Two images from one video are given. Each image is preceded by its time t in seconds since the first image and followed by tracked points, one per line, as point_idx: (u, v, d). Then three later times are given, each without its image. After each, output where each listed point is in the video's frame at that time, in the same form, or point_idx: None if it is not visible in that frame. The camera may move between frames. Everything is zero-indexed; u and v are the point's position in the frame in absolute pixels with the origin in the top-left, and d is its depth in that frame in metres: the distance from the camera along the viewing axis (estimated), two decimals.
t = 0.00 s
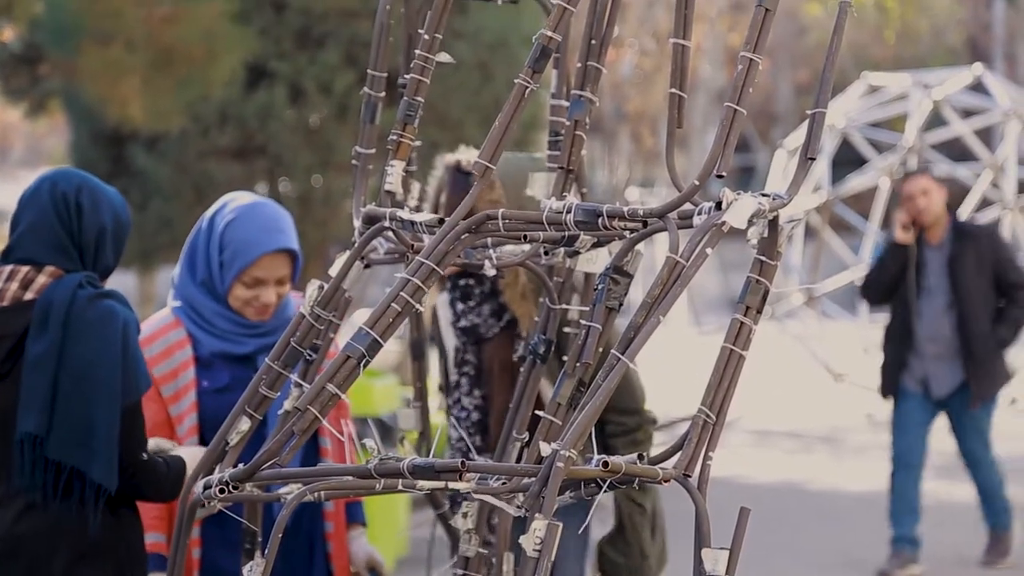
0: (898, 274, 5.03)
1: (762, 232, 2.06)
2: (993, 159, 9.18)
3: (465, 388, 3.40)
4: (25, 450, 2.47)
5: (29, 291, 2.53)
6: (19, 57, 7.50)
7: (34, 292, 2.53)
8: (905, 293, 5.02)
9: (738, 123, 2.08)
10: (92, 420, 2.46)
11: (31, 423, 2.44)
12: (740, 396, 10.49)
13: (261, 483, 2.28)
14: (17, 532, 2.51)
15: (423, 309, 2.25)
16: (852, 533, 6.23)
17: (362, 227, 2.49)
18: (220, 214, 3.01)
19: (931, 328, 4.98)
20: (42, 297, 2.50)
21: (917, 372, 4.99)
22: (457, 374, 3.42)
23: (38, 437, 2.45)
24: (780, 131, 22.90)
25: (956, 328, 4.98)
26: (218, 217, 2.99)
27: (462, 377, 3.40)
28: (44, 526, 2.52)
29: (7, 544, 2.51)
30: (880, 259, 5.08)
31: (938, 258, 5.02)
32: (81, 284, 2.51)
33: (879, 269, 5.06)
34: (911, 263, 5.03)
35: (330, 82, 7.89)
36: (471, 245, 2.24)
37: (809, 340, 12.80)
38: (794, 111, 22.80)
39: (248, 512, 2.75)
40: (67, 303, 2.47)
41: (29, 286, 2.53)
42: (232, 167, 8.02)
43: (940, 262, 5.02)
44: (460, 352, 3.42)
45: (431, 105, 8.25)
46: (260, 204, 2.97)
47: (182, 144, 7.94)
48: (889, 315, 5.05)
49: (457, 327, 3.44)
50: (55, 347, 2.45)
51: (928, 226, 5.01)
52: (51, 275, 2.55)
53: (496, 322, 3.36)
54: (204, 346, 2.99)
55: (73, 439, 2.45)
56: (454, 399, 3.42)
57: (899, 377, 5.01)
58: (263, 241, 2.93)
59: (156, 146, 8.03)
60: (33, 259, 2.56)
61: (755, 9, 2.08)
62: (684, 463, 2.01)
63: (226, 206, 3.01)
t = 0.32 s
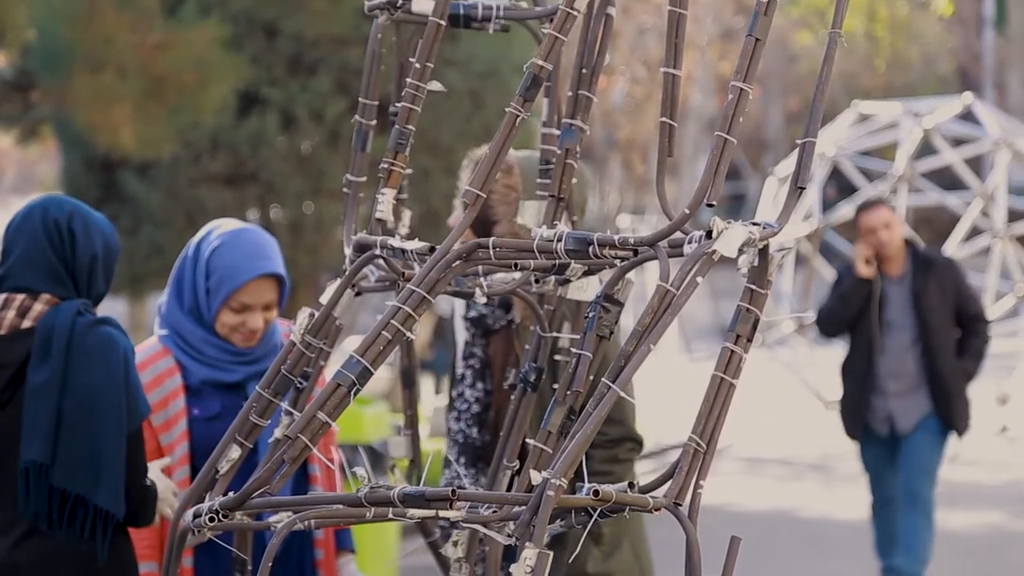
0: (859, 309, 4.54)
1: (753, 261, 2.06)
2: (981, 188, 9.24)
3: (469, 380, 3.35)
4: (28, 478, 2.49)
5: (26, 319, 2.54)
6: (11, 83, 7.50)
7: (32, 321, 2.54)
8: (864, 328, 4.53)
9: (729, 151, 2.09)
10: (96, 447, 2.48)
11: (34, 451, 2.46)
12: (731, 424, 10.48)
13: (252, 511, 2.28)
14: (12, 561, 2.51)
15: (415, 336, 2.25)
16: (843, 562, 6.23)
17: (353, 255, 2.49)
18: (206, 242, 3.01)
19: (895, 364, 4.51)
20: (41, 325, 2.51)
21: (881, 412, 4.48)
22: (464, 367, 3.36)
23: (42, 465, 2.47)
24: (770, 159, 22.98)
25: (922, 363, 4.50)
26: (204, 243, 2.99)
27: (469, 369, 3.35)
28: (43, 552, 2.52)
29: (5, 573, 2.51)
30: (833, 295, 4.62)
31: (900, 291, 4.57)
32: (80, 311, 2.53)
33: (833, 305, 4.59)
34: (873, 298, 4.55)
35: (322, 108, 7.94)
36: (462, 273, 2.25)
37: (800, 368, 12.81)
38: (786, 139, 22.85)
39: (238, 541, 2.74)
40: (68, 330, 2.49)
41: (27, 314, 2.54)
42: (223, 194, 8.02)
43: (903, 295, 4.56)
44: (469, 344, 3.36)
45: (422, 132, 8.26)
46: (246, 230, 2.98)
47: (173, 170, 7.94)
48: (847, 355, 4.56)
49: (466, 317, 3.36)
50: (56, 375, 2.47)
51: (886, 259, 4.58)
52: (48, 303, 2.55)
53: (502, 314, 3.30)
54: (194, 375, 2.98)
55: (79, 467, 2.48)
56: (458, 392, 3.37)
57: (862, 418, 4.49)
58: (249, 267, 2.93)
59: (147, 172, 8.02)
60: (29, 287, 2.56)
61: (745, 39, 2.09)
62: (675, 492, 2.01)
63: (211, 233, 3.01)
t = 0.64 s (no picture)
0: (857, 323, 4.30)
1: (750, 284, 2.06)
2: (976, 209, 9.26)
3: (471, 393, 3.39)
4: (27, 505, 2.48)
5: (23, 344, 2.54)
6: (8, 106, 7.50)
7: (29, 345, 2.54)
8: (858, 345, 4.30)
9: (726, 175, 2.09)
10: (95, 473, 2.48)
11: (33, 478, 2.45)
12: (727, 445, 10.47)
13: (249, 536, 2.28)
14: None
15: (411, 361, 2.26)
16: None
17: (351, 278, 2.50)
18: (195, 267, 2.99)
19: (885, 385, 4.29)
20: (39, 350, 2.51)
21: (872, 434, 4.26)
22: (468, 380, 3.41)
23: (41, 491, 2.46)
24: (765, 181, 23.01)
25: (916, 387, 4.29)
26: (198, 265, 2.98)
27: (471, 382, 3.39)
28: None
29: None
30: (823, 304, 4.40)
31: (894, 307, 4.36)
32: (77, 336, 2.53)
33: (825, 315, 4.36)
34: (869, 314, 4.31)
35: (318, 130, 7.96)
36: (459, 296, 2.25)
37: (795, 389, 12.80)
38: (781, 160, 22.84)
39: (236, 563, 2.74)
40: (65, 356, 2.49)
41: (25, 338, 2.54)
42: (219, 216, 8.02)
43: (898, 313, 4.35)
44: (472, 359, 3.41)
45: (418, 155, 8.27)
46: (237, 249, 2.98)
47: (170, 193, 7.94)
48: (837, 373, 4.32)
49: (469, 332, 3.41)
50: (53, 400, 2.47)
51: (883, 273, 4.37)
52: (44, 327, 2.55)
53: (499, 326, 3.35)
54: (188, 400, 2.97)
55: (78, 493, 2.47)
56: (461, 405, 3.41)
57: (851, 440, 4.26)
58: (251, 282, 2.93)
59: (143, 195, 8.02)
60: (25, 314, 2.56)
61: (741, 62, 2.10)
62: (672, 515, 2.01)
63: (199, 258, 3.00)
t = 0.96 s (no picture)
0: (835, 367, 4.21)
1: (741, 316, 2.07)
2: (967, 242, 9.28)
3: (467, 417, 3.45)
4: (6, 537, 2.49)
5: (8, 375, 2.53)
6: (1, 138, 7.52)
7: (14, 376, 2.53)
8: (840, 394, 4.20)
9: (717, 208, 2.10)
10: (71, 506, 2.46)
11: (10, 510, 2.47)
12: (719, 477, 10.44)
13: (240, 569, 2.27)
14: None
15: (404, 393, 2.27)
16: None
17: (343, 310, 2.51)
18: (176, 305, 3.06)
19: (871, 430, 4.18)
20: (21, 383, 2.51)
21: (858, 478, 4.17)
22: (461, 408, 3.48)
23: (19, 523, 2.48)
24: (756, 213, 23.04)
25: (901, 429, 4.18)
26: (180, 298, 3.05)
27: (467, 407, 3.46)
28: None
29: None
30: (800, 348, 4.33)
31: (878, 348, 4.25)
32: (61, 367, 2.53)
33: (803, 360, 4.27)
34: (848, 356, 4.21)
35: (311, 161, 8.01)
36: (451, 329, 2.26)
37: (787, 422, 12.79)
38: (774, 193, 22.85)
39: None
40: (45, 389, 2.49)
41: (9, 370, 2.54)
42: (211, 247, 8.02)
43: (881, 354, 4.24)
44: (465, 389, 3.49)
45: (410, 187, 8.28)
46: (210, 275, 3.08)
47: (162, 224, 7.94)
48: (816, 420, 4.23)
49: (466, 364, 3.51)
50: (33, 432, 2.47)
51: (862, 313, 4.28)
52: (30, 358, 2.55)
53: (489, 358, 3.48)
54: (182, 432, 2.97)
55: (54, 526, 2.46)
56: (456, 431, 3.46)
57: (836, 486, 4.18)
58: (244, 290, 3.02)
59: (135, 226, 8.02)
60: (12, 346, 2.57)
61: (733, 96, 2.12)
62: (663, 548, 2.03)
63: (176, 296, 3.07)
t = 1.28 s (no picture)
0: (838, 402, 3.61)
1: (736, 345, 2.07)
2: (961, 270, 9.26)
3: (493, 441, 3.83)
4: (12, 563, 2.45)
5: (11, 403, 2.50)
6: None
7: (16, 405, 2.50)
8: (841, 431, 3.62)
9: (712, 236, 2.10)
10: (78, 532, 2.42)
11: (19, 535, 2.43)
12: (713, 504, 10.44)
13: None
14: None
15: (400, 420, 2.28)
16: None
17: (338, 338, 2.51)
18: (174, 331, 3.04)
19: (873, 467, 3.62)
20: (27, 408, 2.47)
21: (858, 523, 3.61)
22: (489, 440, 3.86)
23: (27, 549, 2.44)
24: (750, 241, 23.01)
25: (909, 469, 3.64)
26: (179, 323, 3.03)
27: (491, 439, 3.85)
28: None
29: None
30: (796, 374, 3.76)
31: (886, 383, 3.69)
32: (65, 395, 2.50)
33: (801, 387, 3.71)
34: (854, 390, 3.63)
35: (306, 189, 8.05)
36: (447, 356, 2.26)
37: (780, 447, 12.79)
38: (768, 220, 22.84)
39: None
40: (54, 414, 2.46)
41: (11, 398, 2.50)
42: (207, 274, 8.01)
43: (889, 387, 3.69)
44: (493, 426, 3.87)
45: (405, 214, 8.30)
46: (204, 299, 3.09)
47: (157, 250, 7.93)
48: (813, 457, 3.65)
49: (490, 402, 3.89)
50: (40, 459, 2.44)
51: (872, 342, 3.70)
52: (32, 386, 2.52)
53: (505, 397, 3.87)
54: (180, 460, 2.96)
55: (60, 553, 2.41)
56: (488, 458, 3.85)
57: (835, 529, 3.60)
58: (245, 309, 3.04)
59: (130, 253, 8.01)
60: (10, 374, 2.54)
61: (727, 125, 2.12)
62: None
63: (172, 321, 3.05)
